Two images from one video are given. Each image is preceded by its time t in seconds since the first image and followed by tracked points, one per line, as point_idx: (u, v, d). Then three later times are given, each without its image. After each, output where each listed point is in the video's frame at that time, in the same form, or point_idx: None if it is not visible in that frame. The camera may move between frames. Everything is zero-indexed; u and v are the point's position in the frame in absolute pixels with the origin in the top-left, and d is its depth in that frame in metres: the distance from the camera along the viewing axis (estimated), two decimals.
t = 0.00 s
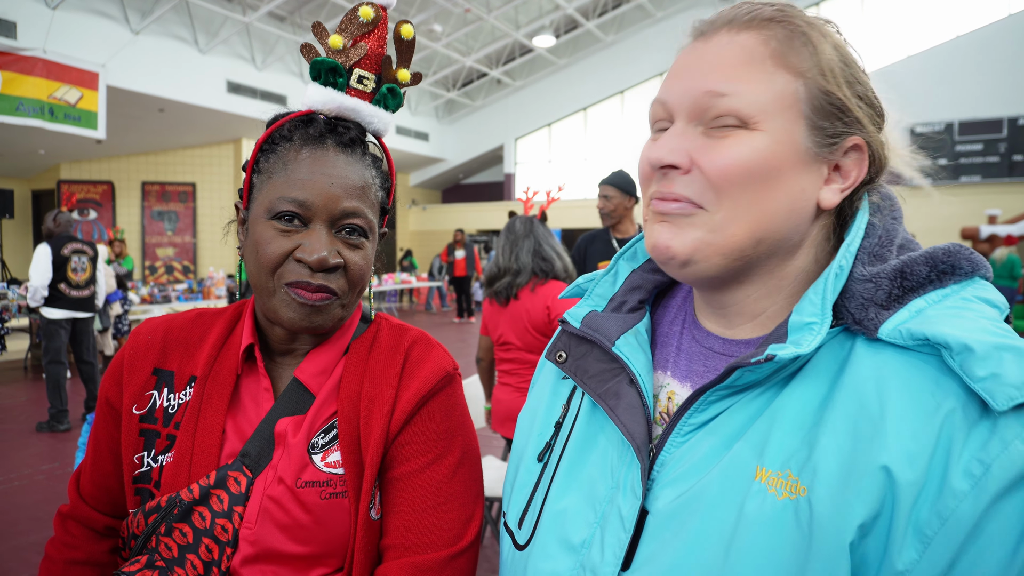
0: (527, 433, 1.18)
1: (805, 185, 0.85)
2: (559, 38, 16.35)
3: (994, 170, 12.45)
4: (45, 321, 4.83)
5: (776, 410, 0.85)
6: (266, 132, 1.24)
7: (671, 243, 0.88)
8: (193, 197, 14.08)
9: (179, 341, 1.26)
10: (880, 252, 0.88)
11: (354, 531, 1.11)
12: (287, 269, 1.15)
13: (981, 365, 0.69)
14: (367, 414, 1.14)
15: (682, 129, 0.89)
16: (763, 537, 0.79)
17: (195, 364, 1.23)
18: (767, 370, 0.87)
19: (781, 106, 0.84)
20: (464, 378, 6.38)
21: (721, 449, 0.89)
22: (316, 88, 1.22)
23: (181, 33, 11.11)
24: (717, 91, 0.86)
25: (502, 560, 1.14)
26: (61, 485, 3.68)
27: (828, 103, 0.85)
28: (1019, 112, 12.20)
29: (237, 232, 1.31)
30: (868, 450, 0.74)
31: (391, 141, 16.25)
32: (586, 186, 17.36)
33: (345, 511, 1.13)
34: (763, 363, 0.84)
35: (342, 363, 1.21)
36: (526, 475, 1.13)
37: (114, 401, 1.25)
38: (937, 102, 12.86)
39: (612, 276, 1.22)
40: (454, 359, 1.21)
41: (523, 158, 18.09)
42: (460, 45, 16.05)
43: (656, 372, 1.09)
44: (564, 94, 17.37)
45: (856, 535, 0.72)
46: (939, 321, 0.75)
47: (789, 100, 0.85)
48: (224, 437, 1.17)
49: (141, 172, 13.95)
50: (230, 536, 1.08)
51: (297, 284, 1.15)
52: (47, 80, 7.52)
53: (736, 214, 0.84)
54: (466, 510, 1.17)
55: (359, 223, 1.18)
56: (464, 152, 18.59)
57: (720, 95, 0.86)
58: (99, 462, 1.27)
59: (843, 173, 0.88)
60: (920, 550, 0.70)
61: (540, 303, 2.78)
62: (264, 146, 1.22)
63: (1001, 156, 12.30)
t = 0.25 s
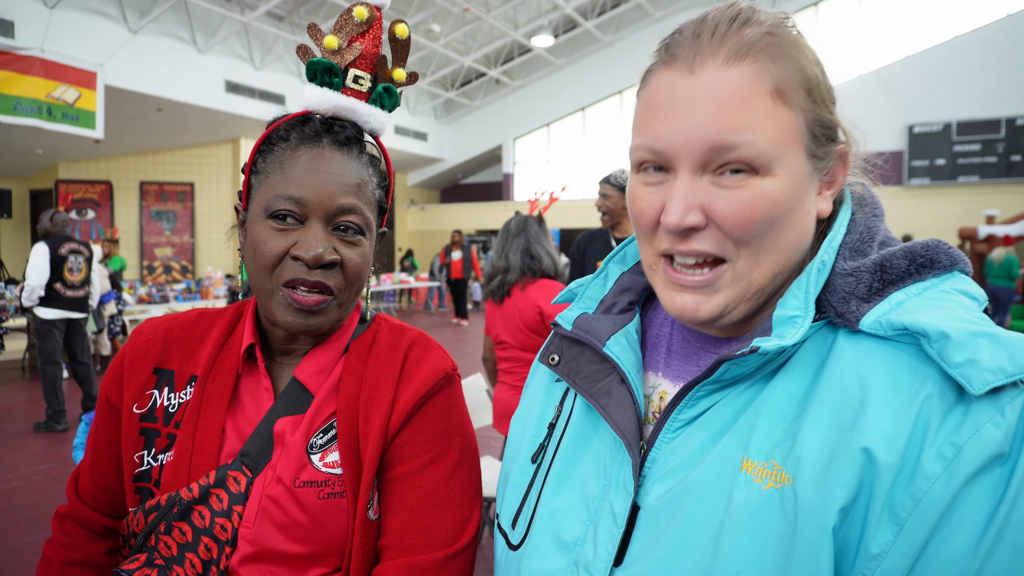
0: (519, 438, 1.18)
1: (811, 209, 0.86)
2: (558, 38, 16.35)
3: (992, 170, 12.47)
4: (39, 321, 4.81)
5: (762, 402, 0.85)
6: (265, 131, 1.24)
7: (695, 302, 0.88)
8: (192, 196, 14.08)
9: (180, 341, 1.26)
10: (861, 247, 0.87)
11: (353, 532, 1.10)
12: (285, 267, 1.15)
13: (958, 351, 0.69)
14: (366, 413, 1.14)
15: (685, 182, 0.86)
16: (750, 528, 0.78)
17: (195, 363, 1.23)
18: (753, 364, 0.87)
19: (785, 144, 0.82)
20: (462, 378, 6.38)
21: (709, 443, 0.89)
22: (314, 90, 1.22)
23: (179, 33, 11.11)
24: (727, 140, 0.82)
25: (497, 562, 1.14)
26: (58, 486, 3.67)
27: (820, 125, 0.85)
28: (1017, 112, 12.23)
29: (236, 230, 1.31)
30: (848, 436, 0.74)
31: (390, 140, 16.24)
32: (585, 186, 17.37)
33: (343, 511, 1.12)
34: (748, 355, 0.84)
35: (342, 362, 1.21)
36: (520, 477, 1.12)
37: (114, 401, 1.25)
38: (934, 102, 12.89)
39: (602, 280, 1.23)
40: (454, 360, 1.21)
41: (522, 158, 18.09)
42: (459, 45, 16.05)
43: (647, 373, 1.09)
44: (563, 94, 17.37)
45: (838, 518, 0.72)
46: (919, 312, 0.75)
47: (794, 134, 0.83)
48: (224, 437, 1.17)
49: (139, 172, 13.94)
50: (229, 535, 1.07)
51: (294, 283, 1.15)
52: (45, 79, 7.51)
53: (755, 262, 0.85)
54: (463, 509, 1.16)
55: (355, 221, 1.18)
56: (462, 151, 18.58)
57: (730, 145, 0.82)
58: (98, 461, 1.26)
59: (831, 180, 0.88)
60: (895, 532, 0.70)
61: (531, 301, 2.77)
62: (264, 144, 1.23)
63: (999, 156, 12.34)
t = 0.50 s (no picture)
0: (515, 435, 1.18)
1: (799, 206, 0.86)
2: (559, 38, 16.34)
3: (993, 170, 12.46)
4: (35, 322, 4.79)
5: (750, 402, 0.85)
6: (261, 132, 1.27)
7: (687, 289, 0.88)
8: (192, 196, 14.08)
9: (195, 332, 1.26)
10: (846, 246, 0.87)
11: (356, 527, 1.10)
12: (259, 259, 1.14)
13: (938, 349, 0.69)
14: (376, 406, 1.14)
15: (677, 169, 0.86)
16: (736, 526, 0.78)
17: (210, 354, 1.23)
18: (738, 363, 0.87)
19: (777, 137, 0.83)
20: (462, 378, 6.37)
21: (698, 441, 0.89)
22: (295, 90, 1.24)
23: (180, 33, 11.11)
24: (716, 130, 0.83)
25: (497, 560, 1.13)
26: (59, 485, 3.67)
27: (809, 122, 0.85)
28: (1017, 112, 12.22)
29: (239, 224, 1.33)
30: (832, 434, 0.74)
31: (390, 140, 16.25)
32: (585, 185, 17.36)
33: (348, 505, 1.12)
34: (731, 354, 0.84)
35: (352, 359, 1.20)
36: (515, 475, 1.12)
37: (128, 392, 1.25)
38: (935, 102, 12.89)
39: (595, 280, 1.23)
40: (465, 359, 1.22)
41: (523, 158, 18.09)
42: (459, 45, 16.05)
43: (639, 373, 1.09)
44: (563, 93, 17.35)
45: (822, 518, 0.72)
46: (902, 311, 0.75)
47: (785, 128, 0.83)
48: (234, 427, 1.16)
49: (140, 172, 13.95)
50: (234, 524, 1.07)
51: (268, 275, 1.13)
52: (45, 79, 7.51)
53: (748, 250, 0.85)
54: (468, 509, 1.17)
55: (326, 206, 1.15)
56: (463, 151, 18.58)
57: (718, 135, 0.83)
58: (108, 452, 1.26)
59: (820, 178, 0.89)
60: (881, 530, 0.69)
61: (527, 299, 2.77)
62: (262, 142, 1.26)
63: (999, 156, 12.32)
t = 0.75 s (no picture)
0: (522, 430, 1.18)
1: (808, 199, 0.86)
2: (560, 38, 16.35)
3: (995, 170, 12.45)
4: (33, 323, 4.79)
5: (750, 393, 0.85)
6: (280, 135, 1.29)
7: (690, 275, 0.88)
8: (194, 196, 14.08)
9: (210, 326, 1.27)
10: (852, 245, 0.87)
11: (364, 525, 1.10)
12: (263, 259, 1.15)
13: (937, 343, 0.69)
14: (389, 407, 1.14)
15: (686, 155, 0.87)
16: (731, 514, 0.78)
17: (223, 348, 1.24)
18: (740, 354, 0.88)
19: (786, 125, 0.83)
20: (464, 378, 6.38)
21: (701, 430, 0.89)
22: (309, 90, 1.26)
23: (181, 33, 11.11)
24: (729, 116, 0.83)
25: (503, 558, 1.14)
26: (61, 485, 3.68)
27: (820, 116, 0.85)
28: (1018, 112, 12.23)
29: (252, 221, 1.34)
30: (828, 424, 0.74)
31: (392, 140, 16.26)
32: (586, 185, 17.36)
33: (357, 504, 1.12)
34: (733, 344, 0.84)
35: (367, 360, 1.21)
36: (520, 467, 1.12)
37: (142, 383, 1.25)
38: (936, 102, 12.89)
39: (605, 276, 1.24)
40: (480, 365, 1.22)
41: (524, 158, 18.09)
42: (460, 45, 16.05)
43: (644, 367, 1.09)
44: (565, 93, 17.34)
45: (815, 506, 0.72)
46: (904, 307, 0.75)
47: (794, 117, 0.83)
48: (245, 422, 1.17)
49: (141, 172, 13.97)
50: (242, 518, 1.07)
51: (271, 272, 1.15)
52: (47, 80, 7.52)
53: (758, 237, 0.85)
54: (476, 516, 1.17)
55: (323, 208, 1.15)
56: (464, 151, 18.58)
57: (730, 121, 0.83)
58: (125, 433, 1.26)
59: (830, 177, 0.89)
60: (871, 519, 0.69)
61: (526, 297, 2.77)
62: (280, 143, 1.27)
63: (1001, 155, 12.31)
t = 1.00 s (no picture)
0: (527, 423, 1.18)
1: (776, 214, 0.85)
2: (559, 38, 16.33)
3: (994, 170, 12.46)
4: (32, 323, 4.79)
5: (758, 398, 0.85)
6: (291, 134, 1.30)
7: (658, 294, 0.90)
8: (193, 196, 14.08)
9: (220, 320, 1.28)
10: (867, 252, 0.87)
11: (369, 521, 1.10)
12: (266, 252, 1.15)
13: (953, 361, 0.69)
14: (397, 405, 1.14)
15: (644, 186, 0.88)
16: (736, 522, 0.78)
17: (231, 342, 1.24)
18: (749, 360, 0.87)
19: (732, 153, 0.82)
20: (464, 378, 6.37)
21: (707, 435, 0.89)
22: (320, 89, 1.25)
23: (180, 33, 11.10)
24: (673, 150, 0.84)
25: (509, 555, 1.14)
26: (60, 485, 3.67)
27: (780, 132, 0.83)
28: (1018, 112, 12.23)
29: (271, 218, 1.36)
30: (839, 438, 0.73)
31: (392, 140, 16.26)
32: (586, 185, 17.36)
33: (362, 499, 1.12)
34: (741, 351, 0.84)
35: (376, 357, 1.20)
36: (524, 462, 1.12)
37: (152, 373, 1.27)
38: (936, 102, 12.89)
39: (614, 272, 1.22)
40: (487, 365, 1.22)
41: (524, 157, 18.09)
42: (460, 44, 16.04)
43: (652, 367, 1.09)
44: (565, 93, 17.33)
45: (822, 520, 0.72)
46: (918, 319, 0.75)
47: (741, 142, 0.82)
48: (252, 415, 1.17)
49: (141, 172, 13.96)
50: (246, 511, 1.07)
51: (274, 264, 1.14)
52: (46, 80, 7.51)
53: (712, 262, 0.86)
54: (479, 514, 1.16)
55: (327, 198, 1.14)
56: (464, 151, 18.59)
57: (674, 156, 0.84)
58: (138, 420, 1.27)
59: (815, 179, 0.86)
60: (882, 538, 0.69)
61: (526, 295, 2.77)
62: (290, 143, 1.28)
63: (1001, 155, 12.33)
